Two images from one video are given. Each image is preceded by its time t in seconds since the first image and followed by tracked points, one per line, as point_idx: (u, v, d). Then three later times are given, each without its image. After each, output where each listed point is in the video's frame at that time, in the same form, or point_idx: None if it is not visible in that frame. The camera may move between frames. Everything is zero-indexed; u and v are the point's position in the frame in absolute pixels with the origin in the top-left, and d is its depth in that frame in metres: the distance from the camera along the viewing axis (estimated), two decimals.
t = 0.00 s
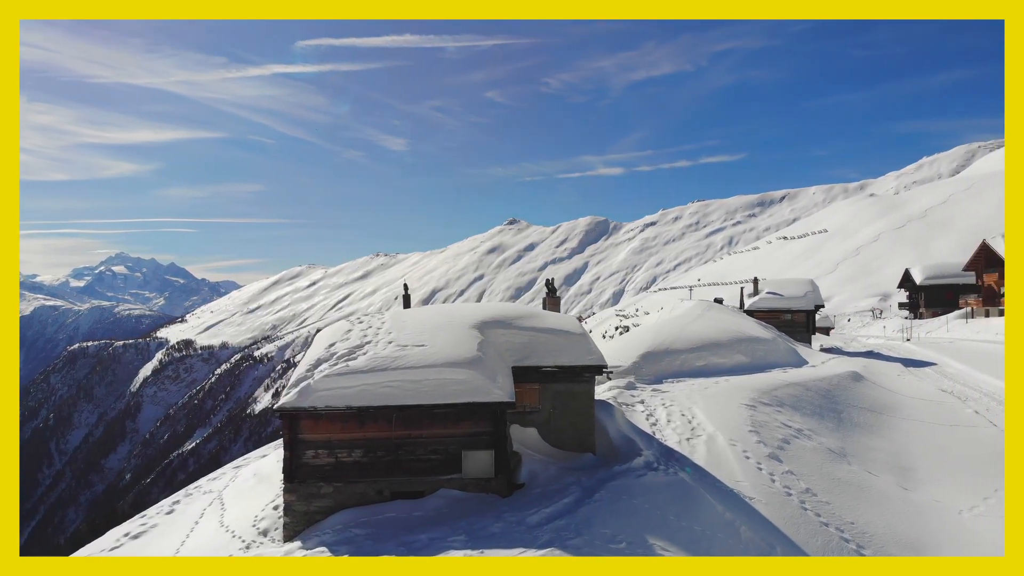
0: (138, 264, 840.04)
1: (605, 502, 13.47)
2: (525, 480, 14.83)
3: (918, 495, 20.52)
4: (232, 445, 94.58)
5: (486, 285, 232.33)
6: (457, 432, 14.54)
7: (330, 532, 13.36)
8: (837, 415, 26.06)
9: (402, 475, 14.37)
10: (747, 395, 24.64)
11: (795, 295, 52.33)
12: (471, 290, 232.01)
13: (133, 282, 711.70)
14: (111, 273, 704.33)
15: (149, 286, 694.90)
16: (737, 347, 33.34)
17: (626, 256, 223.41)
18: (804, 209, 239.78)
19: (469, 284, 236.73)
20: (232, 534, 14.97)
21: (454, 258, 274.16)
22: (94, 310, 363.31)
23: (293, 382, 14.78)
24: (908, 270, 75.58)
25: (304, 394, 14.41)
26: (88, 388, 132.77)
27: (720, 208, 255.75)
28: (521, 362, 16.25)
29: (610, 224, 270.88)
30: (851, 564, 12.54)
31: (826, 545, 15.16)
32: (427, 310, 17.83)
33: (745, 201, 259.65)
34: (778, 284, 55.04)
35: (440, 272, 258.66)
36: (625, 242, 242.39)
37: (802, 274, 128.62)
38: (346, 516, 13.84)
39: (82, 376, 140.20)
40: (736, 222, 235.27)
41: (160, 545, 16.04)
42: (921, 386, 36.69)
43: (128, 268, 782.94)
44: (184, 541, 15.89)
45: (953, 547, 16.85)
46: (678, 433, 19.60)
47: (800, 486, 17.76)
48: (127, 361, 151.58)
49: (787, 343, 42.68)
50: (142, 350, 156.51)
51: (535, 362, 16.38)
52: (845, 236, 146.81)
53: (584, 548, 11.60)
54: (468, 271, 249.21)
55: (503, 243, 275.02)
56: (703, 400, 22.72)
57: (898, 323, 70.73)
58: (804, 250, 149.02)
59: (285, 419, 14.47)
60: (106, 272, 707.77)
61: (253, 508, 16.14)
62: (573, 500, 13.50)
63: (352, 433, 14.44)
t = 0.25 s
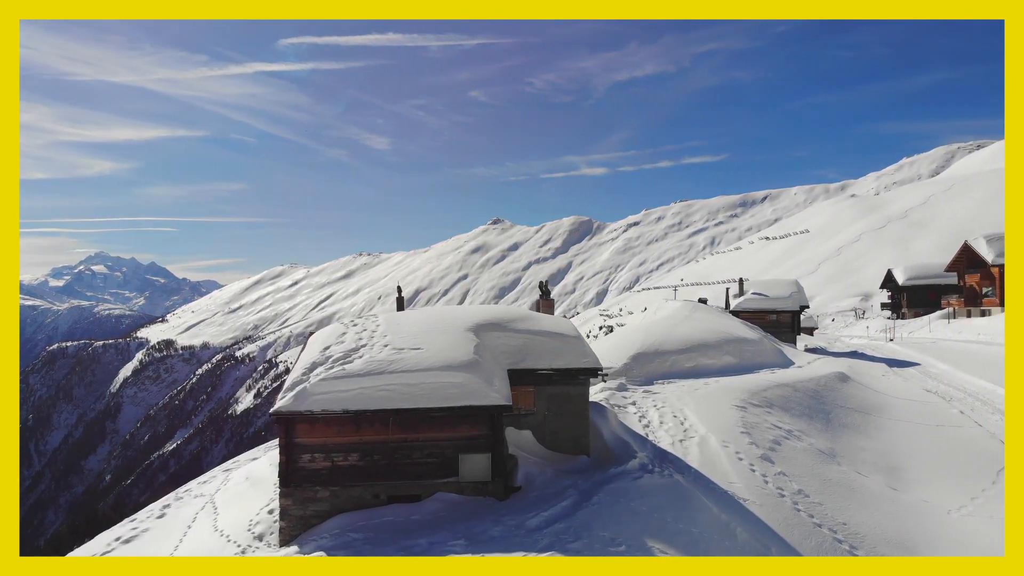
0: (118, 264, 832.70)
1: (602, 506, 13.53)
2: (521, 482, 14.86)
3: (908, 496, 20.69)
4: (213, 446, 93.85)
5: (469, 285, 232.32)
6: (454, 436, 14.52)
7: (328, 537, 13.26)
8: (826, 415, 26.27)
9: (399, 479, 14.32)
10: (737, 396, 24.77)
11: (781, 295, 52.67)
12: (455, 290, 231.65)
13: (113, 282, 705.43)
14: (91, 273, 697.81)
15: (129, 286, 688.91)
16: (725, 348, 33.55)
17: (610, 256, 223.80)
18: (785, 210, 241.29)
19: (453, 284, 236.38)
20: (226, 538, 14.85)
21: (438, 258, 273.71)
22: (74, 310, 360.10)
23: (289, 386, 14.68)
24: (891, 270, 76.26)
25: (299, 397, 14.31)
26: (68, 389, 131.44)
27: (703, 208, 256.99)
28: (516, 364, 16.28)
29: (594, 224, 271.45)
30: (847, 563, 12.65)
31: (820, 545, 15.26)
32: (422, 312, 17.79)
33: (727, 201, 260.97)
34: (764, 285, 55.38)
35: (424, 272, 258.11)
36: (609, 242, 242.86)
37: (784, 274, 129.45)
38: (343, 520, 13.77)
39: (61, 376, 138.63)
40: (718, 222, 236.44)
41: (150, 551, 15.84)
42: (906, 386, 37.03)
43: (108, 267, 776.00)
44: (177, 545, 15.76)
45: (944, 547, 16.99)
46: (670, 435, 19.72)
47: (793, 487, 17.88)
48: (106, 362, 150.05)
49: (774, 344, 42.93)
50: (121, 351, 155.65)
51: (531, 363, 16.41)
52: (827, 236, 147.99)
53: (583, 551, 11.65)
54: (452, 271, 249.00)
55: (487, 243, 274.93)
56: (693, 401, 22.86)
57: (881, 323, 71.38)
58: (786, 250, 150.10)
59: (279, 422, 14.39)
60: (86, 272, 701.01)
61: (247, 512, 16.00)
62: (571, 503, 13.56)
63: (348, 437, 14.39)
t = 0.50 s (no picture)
0: (94, 263, 823.30)
1: (598, 509, 13.57)
2: (517, 486, 14.87)
3: (894, 496, 20.95)
4: (192, 446, 92.96)
5: (451, 284, 232.09)
6: (450, 439, 14.50)
7: (325, 542, 13.21)
8: (813, 417, 26.48)
9: (395, 483, 14.28)
10: (726, 398, 24.92)
11: (764, 297, 53.02)
12: (436, 290, 231.08)
13: (89, 281, 697.39)
14: (67, 272, 689.21)
15: (106, 286, 681.69)
16: (712, 350, 33.74)
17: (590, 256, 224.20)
18: (764, 210, 243.11)
19: (434, 284, 235.92)
20: (220, 544, 14.72)
21: (420, 257, 273.08)
22: (49, 310, 355.81)
23: (283, 390, 14.60)
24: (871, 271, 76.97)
25: (295, 402, 14.23)
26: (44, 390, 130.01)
27: (683, 209, 258.27)
28: (511, 368, 16.27)
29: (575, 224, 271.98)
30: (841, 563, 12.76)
31: (811, 547, 15.41)
32: (415, 316, 17.75)
33: (707, 202, 262.48)
34: (747, 286, 55.68)
35: (405, 271, 257.42)
36: (590, 242, 243.38)
37: (764, 274, 130.39)
38: (339, 525, 13.72)
39: (37, 376, 137.01)
40: (699, 223, 237.70)
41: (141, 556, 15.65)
42: (889, 386, 37.41)
43: (84, 267, 767.09)
44: (169, 550, 15.60)
45: (931, 547, 17.22)
46: (662, 437, 19.83)
47: (784, 489, 18.03)
48: (82, 362, 148.24)
49: (758, 345, 43.18)
50: (99, 351, 154.07)
51: (525, 368, 16.40)
52: (806, 237, 149.19)
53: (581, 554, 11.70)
54: (433, 270, 248.59)
55: (469, 242, 274.61)
56: (684, 403, 23.00)
57: (862, 323, 72.06)
58: (766, 250, 151.19)
59: (274, 427, 14.29)
60: (62, 271, 692.43)
61: (240, 516, 15.88)
62: (568, 507, 13.62)
63: (345, 441, 14.33)
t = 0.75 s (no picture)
0: (73, 263, 814.88)
1: (595, 512, 13.63)
2: (513, 489, 14.89)
3: (883, 496, 21.14)
4: (173, 447, 92.33)
5: (434, 284, 231.76)
6: (447, 442, 14.49)
7: (322, 546, 13.18)
8: (801, 417, 26.67)
9: (391, 486, 14.26)
10: (716, 399, 25.05)
11: (749, 297, 53.37)
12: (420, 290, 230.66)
13: (67, 281, 690.29)
14: (44, 271, 681.33)
15: (85, 286, 674.90)
16: (700, 350, 33.92)
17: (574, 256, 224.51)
18: (746, 211, 244.52)
19: (417, 284, 235.39)
20: (215, 548, 14.62)
21: (403, 256, 272.43)
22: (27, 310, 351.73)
23: (279, 394, 14.53)
24: (854, 272, 77.59)
25: (291, 406, 14.17)
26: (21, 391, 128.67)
27: (666, 209, 259.24)
28: (505, 370, 16.27)
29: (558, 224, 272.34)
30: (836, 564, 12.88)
31: (804, 547, 15.55)
32: (410, 319, 17.71)
33: (690, 202, 263.66)
34: (732, 287, 55.98)
35: (388, 271, 256.73)
36: (574, 242, 243.80)
37: (747, 274, 131.16)
38: (336, 529, 13.68)
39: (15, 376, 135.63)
40: (681, 223, 238.71)
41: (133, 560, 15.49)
42: (873, 386, 37.81)
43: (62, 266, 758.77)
44: (160, 555, 15.48)
45: (920, 547, 17.40)
46: (655, 439, 19.92)
47: (776, 490, 18.17)
48: (62, 362, 146.96)
49: (744, 346, 43.42)
50: (78, 351, 152.74)
51: (520, 370, 16.40)
52: (788, 237, 150.23)
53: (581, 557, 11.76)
54: (417, 270, 248.10)
55: (452, 242, 274.29)
56: (675, 405, 23.11)
57: (844, 324, 72.66)
58: (748, 250, 152.08)
59: (270, 431, 14.22)
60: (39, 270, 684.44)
61: (235, 520, 15.76)
62: (566, 509, 13.68)
63: (340, 445, 14.28)
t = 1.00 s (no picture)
0: (48, 262, 804.65)
1: (593, 514, 13.69)
2: (509, 492, 14.92)
3: (871, 496, 21.35)
4: (151, 448, 91.46)
5: (415, 283, 231.32)
6: (443, 446, 14.48)
7: (318, 550, 13.14)
8: (787, 418, 26.90)
9: (387, 490, 14.23)
10: (705, 401, 25.20)
11: (733, 298, 53.73)
12: (401, 289, 229.93)
13: (42, 280, 681.78)
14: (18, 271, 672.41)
15: (60, 285, 666.89)
16: (686, 352, 34.11)
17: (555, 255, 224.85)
18: (726, 211, 246.07)
19: (398, 283, 234.74)
20: (209, 553, 14.50)
21: (384, 256, 271.58)
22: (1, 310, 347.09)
23: (274, 398, 14.47)
24: (835, 273, 78.32)
25: (287, 411, 14.11)
26: None
27: (647, 209, 260.34)
28: (500, 374, 16.32)
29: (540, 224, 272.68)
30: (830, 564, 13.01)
31: (797, 548, 15.68)
32: (404, 322, 17.68)
33: (670, 203, 264.95)
34: (716, 287, 56.32)
35: (369, 270, 255.86)
36: (555, 242, 244.20)
37: (727, 275, 132.00)
38: (333, 533, 13.63)
39: None
40: (662, 223, 239.79)
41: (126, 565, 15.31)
42: (857, 386, 38.15)
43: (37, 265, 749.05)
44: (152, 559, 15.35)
45: (909, 547, 17.59)
46: (647, 441, 20.03)
47: (767, 491, 18.32)
48: (37, 362, 146.19)
49: (729, 346, 43.69)
50: (54, 352, 151.08)
51: (514, 374, 16.47)
52: (768, 237, 151.40)
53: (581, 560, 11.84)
54: (397, 269, 247.42)
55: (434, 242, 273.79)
56: (665, 407, 23.25)
57: (826, 324, 73.28)
58: (729, 250, 153.05)
59: (266, 435, 14.16)
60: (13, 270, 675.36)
61: (228, 526, 15.63)
62: (564, 513, 13.75)
63: (336, 449, 14.23)
